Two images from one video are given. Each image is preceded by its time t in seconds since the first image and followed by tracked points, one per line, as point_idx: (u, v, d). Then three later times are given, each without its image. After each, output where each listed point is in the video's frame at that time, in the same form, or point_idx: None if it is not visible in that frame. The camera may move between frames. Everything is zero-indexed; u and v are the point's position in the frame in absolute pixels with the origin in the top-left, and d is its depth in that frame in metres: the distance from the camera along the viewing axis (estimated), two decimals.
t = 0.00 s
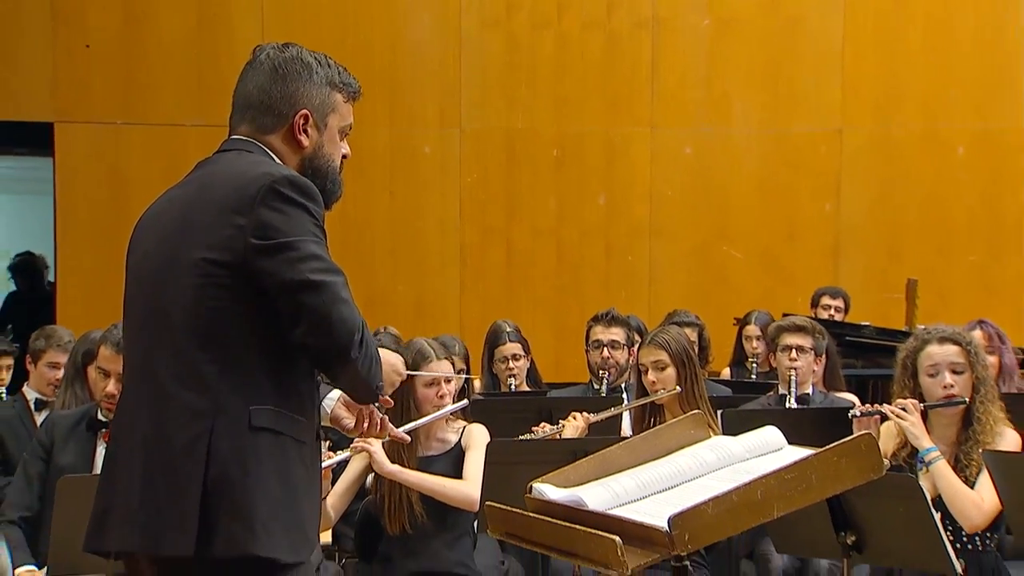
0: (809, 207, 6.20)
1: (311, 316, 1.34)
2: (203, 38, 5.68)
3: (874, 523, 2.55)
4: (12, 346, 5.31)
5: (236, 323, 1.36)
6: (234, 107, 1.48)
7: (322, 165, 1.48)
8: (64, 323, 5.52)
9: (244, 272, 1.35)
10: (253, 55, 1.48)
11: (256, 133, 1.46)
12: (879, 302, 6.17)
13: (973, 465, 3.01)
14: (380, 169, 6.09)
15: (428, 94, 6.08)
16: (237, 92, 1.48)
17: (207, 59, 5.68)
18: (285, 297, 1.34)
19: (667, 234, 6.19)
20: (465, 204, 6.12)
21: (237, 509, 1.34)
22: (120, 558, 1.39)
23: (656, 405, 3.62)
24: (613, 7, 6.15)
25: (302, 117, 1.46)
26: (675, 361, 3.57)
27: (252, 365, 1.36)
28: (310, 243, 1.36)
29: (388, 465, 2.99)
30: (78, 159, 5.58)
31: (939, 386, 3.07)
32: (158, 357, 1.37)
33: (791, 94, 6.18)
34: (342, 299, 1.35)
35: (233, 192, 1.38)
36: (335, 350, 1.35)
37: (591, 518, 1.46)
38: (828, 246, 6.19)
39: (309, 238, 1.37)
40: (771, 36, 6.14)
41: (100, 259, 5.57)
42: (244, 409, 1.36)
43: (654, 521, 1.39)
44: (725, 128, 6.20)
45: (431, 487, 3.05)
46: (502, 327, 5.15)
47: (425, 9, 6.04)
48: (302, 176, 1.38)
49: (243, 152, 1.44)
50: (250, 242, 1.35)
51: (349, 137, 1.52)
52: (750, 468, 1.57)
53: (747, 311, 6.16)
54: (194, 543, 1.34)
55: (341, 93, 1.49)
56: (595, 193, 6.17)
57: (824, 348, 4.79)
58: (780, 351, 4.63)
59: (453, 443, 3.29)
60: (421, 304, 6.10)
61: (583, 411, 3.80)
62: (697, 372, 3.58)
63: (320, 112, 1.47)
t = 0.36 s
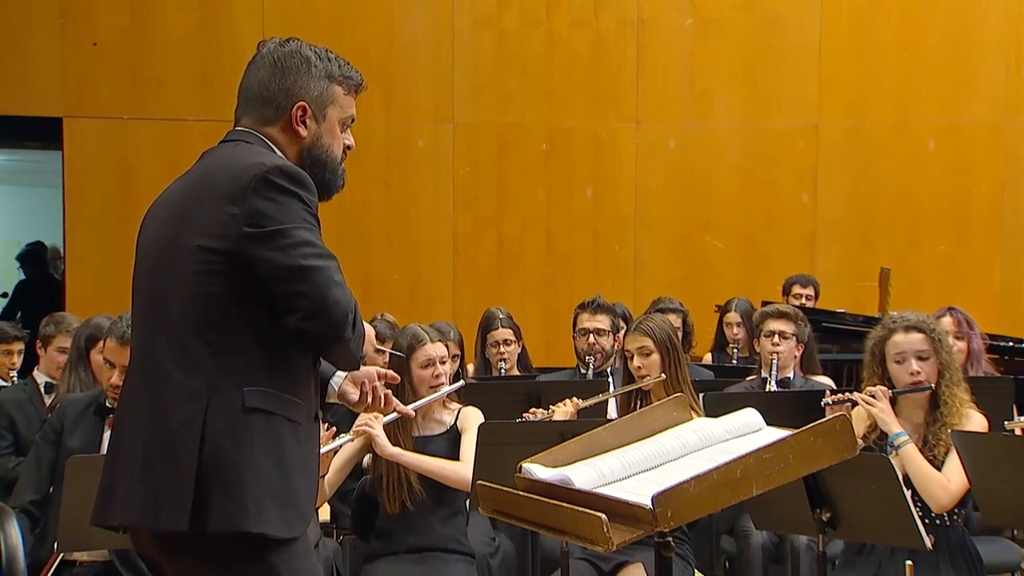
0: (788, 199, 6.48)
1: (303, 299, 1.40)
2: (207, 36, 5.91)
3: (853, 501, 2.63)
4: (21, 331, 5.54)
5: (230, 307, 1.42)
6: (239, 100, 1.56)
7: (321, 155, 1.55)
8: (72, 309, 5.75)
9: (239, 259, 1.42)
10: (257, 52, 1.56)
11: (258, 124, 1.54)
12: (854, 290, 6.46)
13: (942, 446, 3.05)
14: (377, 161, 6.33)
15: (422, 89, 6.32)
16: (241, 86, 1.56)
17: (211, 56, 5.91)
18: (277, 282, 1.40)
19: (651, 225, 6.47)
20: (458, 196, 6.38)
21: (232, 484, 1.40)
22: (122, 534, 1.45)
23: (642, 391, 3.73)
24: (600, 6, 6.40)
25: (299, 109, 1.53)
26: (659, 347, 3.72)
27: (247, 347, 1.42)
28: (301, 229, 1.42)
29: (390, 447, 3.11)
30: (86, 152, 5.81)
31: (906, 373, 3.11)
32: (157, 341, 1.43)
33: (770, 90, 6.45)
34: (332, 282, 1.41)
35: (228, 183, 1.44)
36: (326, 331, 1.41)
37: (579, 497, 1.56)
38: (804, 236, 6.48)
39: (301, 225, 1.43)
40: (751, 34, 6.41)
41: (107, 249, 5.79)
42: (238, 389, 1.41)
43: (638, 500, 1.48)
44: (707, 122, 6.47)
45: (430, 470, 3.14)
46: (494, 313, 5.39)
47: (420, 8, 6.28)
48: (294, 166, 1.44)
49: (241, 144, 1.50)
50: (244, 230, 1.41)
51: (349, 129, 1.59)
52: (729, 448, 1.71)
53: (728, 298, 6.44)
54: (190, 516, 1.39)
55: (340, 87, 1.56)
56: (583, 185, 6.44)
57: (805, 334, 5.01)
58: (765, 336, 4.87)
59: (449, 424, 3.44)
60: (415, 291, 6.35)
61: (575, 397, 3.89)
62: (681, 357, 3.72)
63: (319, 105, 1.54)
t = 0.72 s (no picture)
0: (768, 192, 6.76)
1: (298, 281, 1.43)
2: (210, 36, 6.13)
3: (833, 483, 2.73)
4: (34, 319, 5.78)
5: (227, 292, 1.45)
6: (239, 89, 1.58)
7: (319, 142, 1.57)
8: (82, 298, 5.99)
9: (235, 244, 1.45)
10: (255, 42, 1.58)
11: (258, 112, 1.56)
12: (831, 279, 6.75)
13: (911, 427, 3.20)
14: (374, 156, 6.59)
15: (418, 87, 6.57)
16: (241, 76, 1.58)
17: (214, 55, 6.14)
18: (272, 265, 1.44)
19: (638, 217, 6.75)
20: (452, 189, 6.64)
21: (231, 463, 1.44)
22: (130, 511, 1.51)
23: (629, 376, 3.89)
24: (589, 7, 6.66)
25: (297, 97, 1.54)
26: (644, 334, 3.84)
27: (244, 330, 1.46)
28: (296, 213, 1.45)
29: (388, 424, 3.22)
30: (94, 148, 6.03)
31: (875, 359, 3.27)
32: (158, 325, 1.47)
33: (752, 87, 6.72)
34: (326, 263, 1.44)
35: (224, 170, 1.47)
36: (322, 310, 1.44)
37: (570, 478, 1.55)
38: (784, 228, 6.76)
39: (296, 210, 1.46)
40: (733, 35, 6.68)
41: (115, 240, 6.03)
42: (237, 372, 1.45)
43: (624, 478, 1.48)
44: (691, 119, 6.74)
45: (428, 445, 3.29)
46: (489, 302, 5.64)
47: (416, 9, 6.52)
48: (288, 152, 1.47)
49: (238, 132, 1.53)
50: (239, 216, 1.44)
51: (347, 116, 1.61)
52: (712, 431, 1.69)
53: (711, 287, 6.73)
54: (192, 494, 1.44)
55: (338, 75, 1.58)
56: (572, 179, 6.71)
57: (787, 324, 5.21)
58: (751, 324, 5.03)
59: (444, 408, 3.58)
60: (411, 281, 6.61)
61: (565, 380, 4.13)
62: (665, 343, 3.85)
63: (316, 93, 1.56)
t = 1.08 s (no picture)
0: (750, 191, 7.05)
1: (292, 270, 1.43)
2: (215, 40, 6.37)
3: (815, 472, 2.77)
4: (46, 313, 6.02)
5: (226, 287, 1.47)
6: (238, 88, 1.60)
7: (317, 137, 1.58)
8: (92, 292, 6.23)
9: (233, 240, 1.46)
10: (252, 41, 1.59)
11: (257, 110, 1.58)
12: (810, 274, 7.04)
13: (884, 416, 3.38)
14: (372, 156, 6.84)
15: (414, 89, 6.83)
16: (240, 74, 1.59)
17: (218, 58, 6.39)
18: (268, 257, 1.45)
19: (625, 215, 7.03)
20: (448, 187, 6.90)
21: (235, 451, 1.46)
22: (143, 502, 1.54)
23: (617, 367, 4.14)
24: (578, 12, 6.92)
25: (294, 94, 1.55)
26: (631, 328, 4.09)
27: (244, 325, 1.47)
28: (291, 205, 1.46)
29: (387, 411, 3.35)
30: (103, 148, 6.26)
31: (849, 352, 3.44)
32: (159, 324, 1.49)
33: (735, 90, 7.00)
34: (320, 250, 1.44)
35: (221, 169, 1.49)
36: (318, 298, 1.43)
37: (560, 464, 1.55)
38: (765, 225, 7.05)
39: (290, 202, 1.46)
40: (716, 39, 6.97)
41: (123, 238, 6.27)
42: (240, 364, 1.47)
43: (613, 465, 1.49)
44: (677, 120, 7.01)
45: (426, 431, 3.40)
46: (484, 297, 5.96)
47: (412, 13, 6.77)
48: (280, 147, 1.48)
49: (237, 132, 1.55)
50: (236, 213, 1.46)
51: (344, 109, 1.61)
52: (697, 420, 1.70)
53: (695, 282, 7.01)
54: (196, 484, 1.45)
55: (334, 70, 1.58)
56: (562, 178, 6.98)
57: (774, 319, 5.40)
58: (739, 318, 5.21)
59: (440, 398, 3.71)
60: (408, 276, 6.86)
61: (555, 372, 4.40)
62: (651, 336, 4.10)
63: (312, 89, 1.56)
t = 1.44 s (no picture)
0: (733, 194, 7.34)
1: (284, 266, 1.47)
2: (219, 49, 6.61)
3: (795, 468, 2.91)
4: (55, 311, 6.25)
5: (224, 290, 1.53)
6: (238, 93, 1.65)
7: (315, 140, 1.64)
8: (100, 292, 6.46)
9: (230, 242, 1.52)
10: (250, 48, 1.64)
11: (257, 116, 1.63)
12: (791, 274, 7.32)
13: (859, 409, 3.59)
14: (370, 160, 7.09)
15: (410, 96, 7.09)
16: (239, 80, 1.65)
17: (221, 66, 6.61)
18: (263, 256, 1.49)
19: (613, 217, 7.29)
20: (442, 190, 7.17)
21: (236, 449, 1.54)
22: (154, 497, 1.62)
23: (603, 364, 4.42)
24: (568, 22, 7.18)
25: (292, 99, 1.60)
26: (618, 326, 4.36)
27: (244, 327, 1.54)
28: (284, 205, 1.51)
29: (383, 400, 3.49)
30: (111, 152, 6.49)
31: (825, 348, 3.64)
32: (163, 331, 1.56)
33: (718, 97, 7.28)
34: (310, 247, 1.47)
35: (219, 174, 1.55)
36: (310, 292, 1.47)
37: (550, 457, 1.61)
38: (748, 227, 7.33)
39: (284, 201, 1.51)
40: (700, 48, 7.25)
41: (129, 239, 6.49)
42: (241, 362, 1.54)
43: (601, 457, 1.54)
44: (663, 126, 7.29)
45: (420, 421, 3.54)
46: (478, 296, 6.29)
47: (409, 23, 7.02)
48: (273, 151, 1.53)
49: (236, 140, 1.60)
50: (232, 218, 1.52)
51: (341, 112, 1.67)
52: (680, 414, 1.77)
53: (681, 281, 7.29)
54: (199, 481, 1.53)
55: (330, 75, 1.63)
56: (552, 181, 7.25)
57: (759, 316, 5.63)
58: (725, 317, 5.45)
59: (435, 394, 3.79)
60: (404, 275, 7.12)
61: (543, 369, 4.67)
62: (636, 333, 4.38)
63: (310, 94, 1.62)
